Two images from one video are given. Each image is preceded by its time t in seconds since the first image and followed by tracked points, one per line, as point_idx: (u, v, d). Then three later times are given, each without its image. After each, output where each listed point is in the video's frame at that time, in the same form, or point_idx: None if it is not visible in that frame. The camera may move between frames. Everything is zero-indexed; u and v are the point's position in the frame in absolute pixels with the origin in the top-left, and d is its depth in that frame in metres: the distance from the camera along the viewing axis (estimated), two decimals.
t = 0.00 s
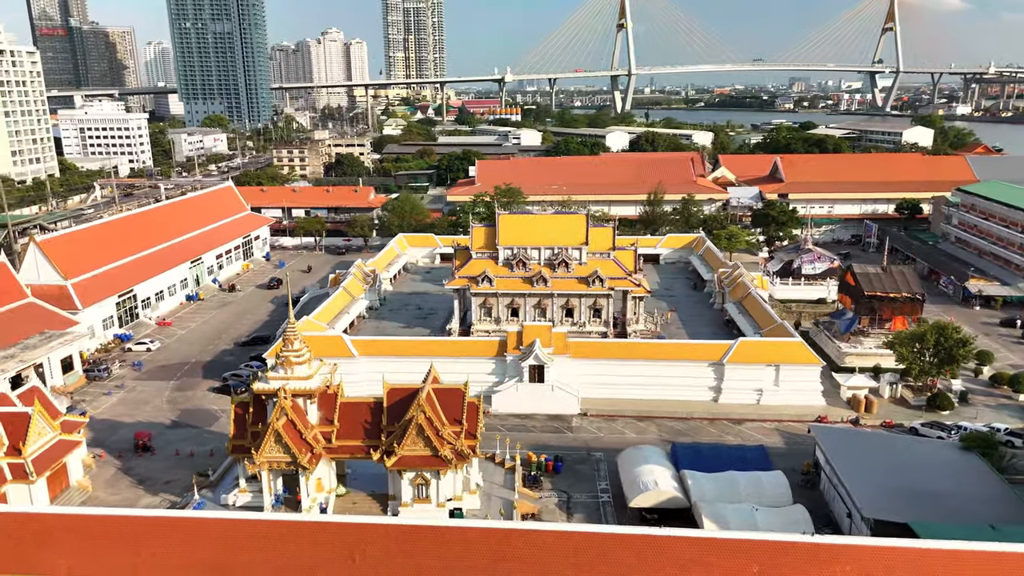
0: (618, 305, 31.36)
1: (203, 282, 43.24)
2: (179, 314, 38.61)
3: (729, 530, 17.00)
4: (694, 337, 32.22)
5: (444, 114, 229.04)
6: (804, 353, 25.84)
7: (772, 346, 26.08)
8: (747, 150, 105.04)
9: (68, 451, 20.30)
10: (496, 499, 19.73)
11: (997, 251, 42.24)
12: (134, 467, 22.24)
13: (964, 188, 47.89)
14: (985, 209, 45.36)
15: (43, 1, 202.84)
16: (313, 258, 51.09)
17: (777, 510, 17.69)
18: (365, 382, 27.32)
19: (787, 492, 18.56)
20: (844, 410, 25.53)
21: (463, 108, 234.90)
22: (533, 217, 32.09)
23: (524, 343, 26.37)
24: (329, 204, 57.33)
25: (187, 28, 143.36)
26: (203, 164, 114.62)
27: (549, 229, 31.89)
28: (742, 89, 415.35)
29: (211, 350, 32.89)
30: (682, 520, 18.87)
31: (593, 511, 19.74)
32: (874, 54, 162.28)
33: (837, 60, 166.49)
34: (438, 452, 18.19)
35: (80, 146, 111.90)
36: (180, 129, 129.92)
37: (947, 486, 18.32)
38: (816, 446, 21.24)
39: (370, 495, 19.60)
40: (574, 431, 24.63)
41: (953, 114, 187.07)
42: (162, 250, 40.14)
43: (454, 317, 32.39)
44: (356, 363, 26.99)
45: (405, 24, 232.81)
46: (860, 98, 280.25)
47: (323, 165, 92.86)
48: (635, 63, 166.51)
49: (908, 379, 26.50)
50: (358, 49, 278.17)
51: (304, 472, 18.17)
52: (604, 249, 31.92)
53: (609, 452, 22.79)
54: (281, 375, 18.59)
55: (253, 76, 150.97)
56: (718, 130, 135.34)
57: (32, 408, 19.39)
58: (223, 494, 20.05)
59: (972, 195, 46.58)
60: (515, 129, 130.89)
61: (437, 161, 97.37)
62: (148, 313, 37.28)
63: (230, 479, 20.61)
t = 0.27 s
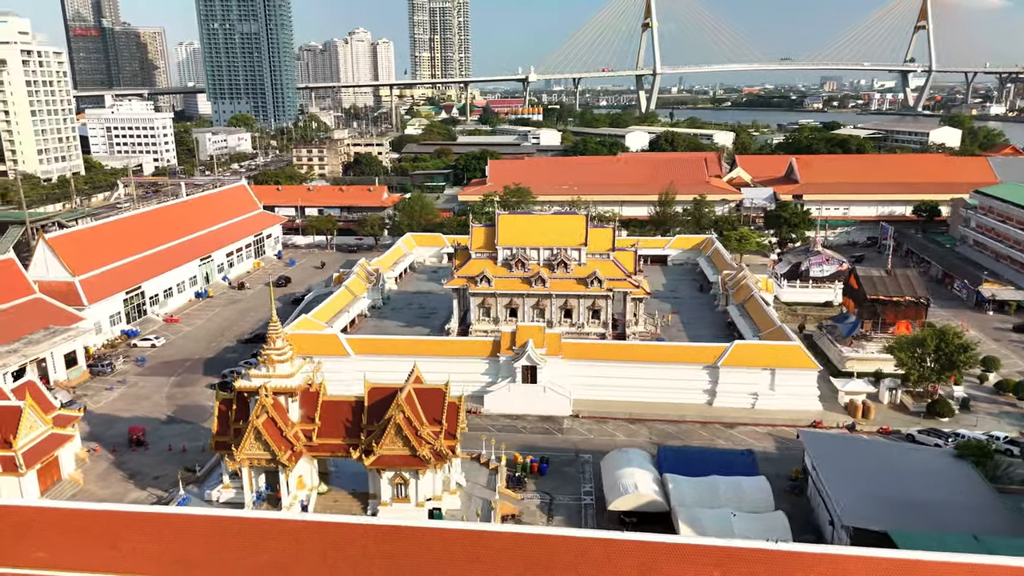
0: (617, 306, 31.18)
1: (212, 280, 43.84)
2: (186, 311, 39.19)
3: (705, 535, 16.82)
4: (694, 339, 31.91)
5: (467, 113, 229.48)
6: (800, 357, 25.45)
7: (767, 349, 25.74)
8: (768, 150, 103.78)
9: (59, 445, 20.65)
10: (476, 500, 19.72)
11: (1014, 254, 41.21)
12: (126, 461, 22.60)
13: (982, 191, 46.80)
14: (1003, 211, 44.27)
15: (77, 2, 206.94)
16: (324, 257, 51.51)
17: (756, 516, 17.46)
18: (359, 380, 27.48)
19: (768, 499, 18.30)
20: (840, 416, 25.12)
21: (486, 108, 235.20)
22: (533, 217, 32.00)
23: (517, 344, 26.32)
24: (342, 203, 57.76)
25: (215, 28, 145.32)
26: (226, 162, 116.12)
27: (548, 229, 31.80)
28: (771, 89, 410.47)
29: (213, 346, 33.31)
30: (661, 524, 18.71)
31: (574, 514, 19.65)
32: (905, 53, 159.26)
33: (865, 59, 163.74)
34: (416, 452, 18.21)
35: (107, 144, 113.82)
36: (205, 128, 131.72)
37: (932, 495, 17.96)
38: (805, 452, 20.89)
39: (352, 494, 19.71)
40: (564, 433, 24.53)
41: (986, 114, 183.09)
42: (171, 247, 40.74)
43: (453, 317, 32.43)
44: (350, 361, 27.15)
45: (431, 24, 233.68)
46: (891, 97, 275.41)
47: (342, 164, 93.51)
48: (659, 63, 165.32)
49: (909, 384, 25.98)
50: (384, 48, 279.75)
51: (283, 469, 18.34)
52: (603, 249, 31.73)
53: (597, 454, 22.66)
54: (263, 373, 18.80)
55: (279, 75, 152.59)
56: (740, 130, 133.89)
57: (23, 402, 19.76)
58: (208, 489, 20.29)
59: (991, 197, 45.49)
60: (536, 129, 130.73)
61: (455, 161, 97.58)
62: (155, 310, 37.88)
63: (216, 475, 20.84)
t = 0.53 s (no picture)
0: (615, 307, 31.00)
1: (223, 277, 44.44)
2: (195, 308, 39.77)
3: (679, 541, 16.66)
4: (694, 342, 31.60)
5: (492, 113, 229.81)
6: (794, 361, 25.07)
7: (762, 353, 25.41)
8: (791, 151, 102.36)
9: (52, 438, 21.11)
10: (456, 498, 19.76)
11: None
12: (118, 455, 23.01)
13: (1002, 193, 45.63)
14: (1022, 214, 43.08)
15: (111, 4, 211.09)
16: (334, 255, 51.94)
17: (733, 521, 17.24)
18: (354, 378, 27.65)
19: (748, 504, 18.06)
20: (835, 421, 24.69)
21: (510, 108, 235.26)
22: (532, 217, 31.93)
23: (509, 344, 26.29)
24: (355, 202, 58.19)
25: (244, 29, 147.33)
26: (249, 161, 117.59)
27: (547, 229, 31.70)
28: (801, 88, 404.85)
29: (217, 343, 33.79)
30: (639, 528, 18.57)
31: (554, 515, 19.58)
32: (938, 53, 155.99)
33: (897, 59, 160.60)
34: (392, 450, 18.25)
35: (134, 143, 115.82)
36: (231, 128, 133.57)
37: (916, 503, 17.60)
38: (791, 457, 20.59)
39: (332, 491, 19.86)
40: (553, 433, 24.44)
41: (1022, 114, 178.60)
42: (182, 245, 41.37)
43: (452, 316, 32.48)
44: (345, 359, 27.32)
45: (458, 24, 234.41)
46: (924, 97, 269.95)
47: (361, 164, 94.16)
48: (685, 63, 163.88)
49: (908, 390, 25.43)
50: (412, 48, 281.21)
51: (262, 466, 18.51)
52: (602, 250, 31.56)
53: (583, 455, 22.55)
54: (244, 370, 19.01)
55: (305, 75, 154.06)
56: (765, 130, 132.23)
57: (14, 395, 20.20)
58: (193, 484, 20.60)
59: (1010, 199, 44.29)
60: (558, 129, 130.40)
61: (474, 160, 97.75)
62: (165, 306, 38.49)
63: (202, 470, 21.14)
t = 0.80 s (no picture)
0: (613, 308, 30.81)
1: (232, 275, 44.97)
2: (204, 305, 40.31)
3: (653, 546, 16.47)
4: (693, 344, 31.28)
5: (515, 112, 229.85)
6: (789, 365, 24.70)
7: (757, 356, 25.06)
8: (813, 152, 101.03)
9: (45, 432, 21.52)
10: (436, 498, 19.77)
11: None
12: (112, 449, 23.38)
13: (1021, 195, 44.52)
14: None
15: (143, 5, 214.88)
16: (345, 254, 52.29)
17: (710, 527, 17.02)
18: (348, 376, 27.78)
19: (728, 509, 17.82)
20: (830, 426, 24.28)
21: (534, 108, 235.15)
22: (531, 218, 31.87)
23: (502, 344, 26.24)
24: (367, 201, 58.54)
25: (270, 30, 149.29)
26: (271, 161, 118.92)
27: (546, 230, 31.62)
28: (830, 88, 399.06)
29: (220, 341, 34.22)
30: (617, 531, 18.42)
31: (534, 517, 19.47)
32: (969, 52, 152.90)
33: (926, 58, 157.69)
34: (371, 449, 18.30)
35: (159, 142, 117.54)
36: (255, 127, 135.13)
37: (900, 512, 17.22)
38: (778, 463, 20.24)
39: (314, 489, 19.98)
40: (542, 435, 24.35)
41: None
42: (191, 243, 41.94)
43: (451, 316, 32.51)
44: (339, 358, 27.46)
45: (484, 24, 234.75)
46: (955, 97, 264.70)
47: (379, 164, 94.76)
48: (710, 62, 162.30)
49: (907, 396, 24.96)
50: (437, 48, 282.18)
51: (243, 463, 18.67)
52: (601, 251, 31.34)
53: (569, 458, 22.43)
54: (227, 367, 19.17)
55: (331, 75, 154.54)
56: (788, 131, 130.63)
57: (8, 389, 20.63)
58: (180, 479, 20.86)
59: None
60: (578, 128, 130.05)
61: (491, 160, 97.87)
62: (173, 303, 39.06)
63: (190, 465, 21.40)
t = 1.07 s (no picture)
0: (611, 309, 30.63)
1: (243, 273, 45.56)
2: (213, 302, 40.90)
3: (624, 551, 16.33)
4: (693, 346, 30.98)
5: (541, 112, 229.62)
6: (783, 368, 24.35)
7: (751, 359, 24.75)
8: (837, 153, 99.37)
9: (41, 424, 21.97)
10: (417, 497, 19.80)
11: None
12: (107, 442, 23.83)
13: None
14: None
15: (176, 7, 218.79)
16: (356, 253, 52.67)
17: (684, 532, 16.83)
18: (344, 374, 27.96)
19: (705, 514, 17.63)
20: (824, 432, 23.86)
21: (559, 107, 234.64)
22: (531, 217, 31.82)
23: (494, 344, 26.24)
24: (381, 200, 58.91)
25: (299, 30, 151.17)
26: (295, 160, 120.22)
27: (545, 230, 31.56)
28: (863, 87, 392.28)
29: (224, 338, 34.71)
30: (593, 533, 18.32)
31: (513, 517, 19.42)
32: (1005, 51, 149.19)
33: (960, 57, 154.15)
34: (348, 448, 18.37)
35: (186, 141, 119.29)
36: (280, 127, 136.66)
37: (879, 521, 16.88)
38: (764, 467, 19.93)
39: (297, 485, 20.13)
40: (531, 435, 24.29)
41: None
42: (202, 241, 42.59)
43: (450, 315, 32.58)
44: (335, 356, 27.66)
45: (511, 24, 234.81)
46: (992, 98, 258.38)
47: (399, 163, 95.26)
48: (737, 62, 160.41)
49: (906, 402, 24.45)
50: (465, 48, 282.85)
51: (225, 458, 18.87)
52: (600, 251, 31.19)
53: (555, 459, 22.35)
54: (210, 364, 19.37)
55: (358, 74, 155.35)
56: (815, 131, 128.62)
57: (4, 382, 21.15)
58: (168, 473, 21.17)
59: None
60: (600, 128, 129.42)
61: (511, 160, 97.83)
62: (182, 300, 39.70)
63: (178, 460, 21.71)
